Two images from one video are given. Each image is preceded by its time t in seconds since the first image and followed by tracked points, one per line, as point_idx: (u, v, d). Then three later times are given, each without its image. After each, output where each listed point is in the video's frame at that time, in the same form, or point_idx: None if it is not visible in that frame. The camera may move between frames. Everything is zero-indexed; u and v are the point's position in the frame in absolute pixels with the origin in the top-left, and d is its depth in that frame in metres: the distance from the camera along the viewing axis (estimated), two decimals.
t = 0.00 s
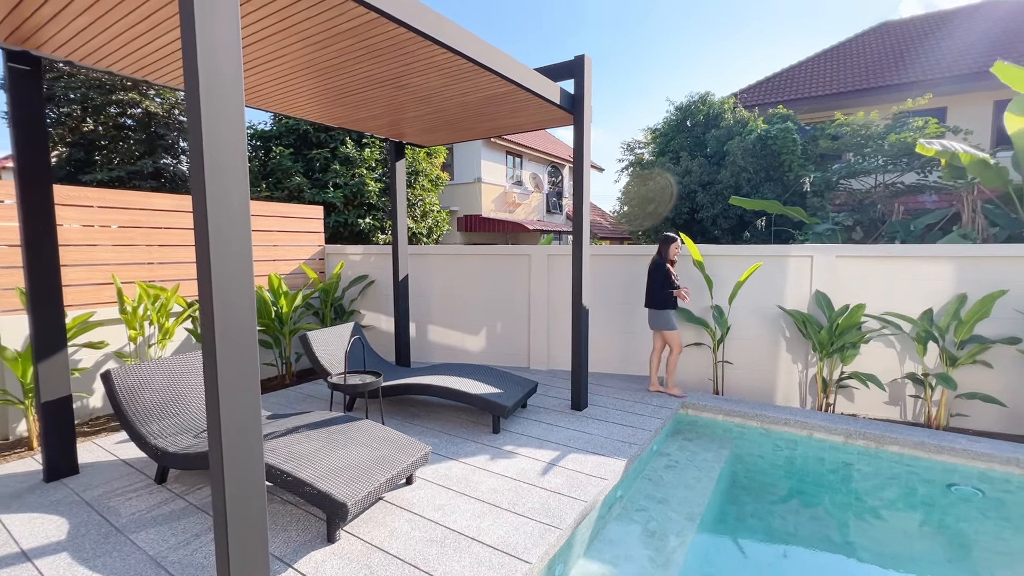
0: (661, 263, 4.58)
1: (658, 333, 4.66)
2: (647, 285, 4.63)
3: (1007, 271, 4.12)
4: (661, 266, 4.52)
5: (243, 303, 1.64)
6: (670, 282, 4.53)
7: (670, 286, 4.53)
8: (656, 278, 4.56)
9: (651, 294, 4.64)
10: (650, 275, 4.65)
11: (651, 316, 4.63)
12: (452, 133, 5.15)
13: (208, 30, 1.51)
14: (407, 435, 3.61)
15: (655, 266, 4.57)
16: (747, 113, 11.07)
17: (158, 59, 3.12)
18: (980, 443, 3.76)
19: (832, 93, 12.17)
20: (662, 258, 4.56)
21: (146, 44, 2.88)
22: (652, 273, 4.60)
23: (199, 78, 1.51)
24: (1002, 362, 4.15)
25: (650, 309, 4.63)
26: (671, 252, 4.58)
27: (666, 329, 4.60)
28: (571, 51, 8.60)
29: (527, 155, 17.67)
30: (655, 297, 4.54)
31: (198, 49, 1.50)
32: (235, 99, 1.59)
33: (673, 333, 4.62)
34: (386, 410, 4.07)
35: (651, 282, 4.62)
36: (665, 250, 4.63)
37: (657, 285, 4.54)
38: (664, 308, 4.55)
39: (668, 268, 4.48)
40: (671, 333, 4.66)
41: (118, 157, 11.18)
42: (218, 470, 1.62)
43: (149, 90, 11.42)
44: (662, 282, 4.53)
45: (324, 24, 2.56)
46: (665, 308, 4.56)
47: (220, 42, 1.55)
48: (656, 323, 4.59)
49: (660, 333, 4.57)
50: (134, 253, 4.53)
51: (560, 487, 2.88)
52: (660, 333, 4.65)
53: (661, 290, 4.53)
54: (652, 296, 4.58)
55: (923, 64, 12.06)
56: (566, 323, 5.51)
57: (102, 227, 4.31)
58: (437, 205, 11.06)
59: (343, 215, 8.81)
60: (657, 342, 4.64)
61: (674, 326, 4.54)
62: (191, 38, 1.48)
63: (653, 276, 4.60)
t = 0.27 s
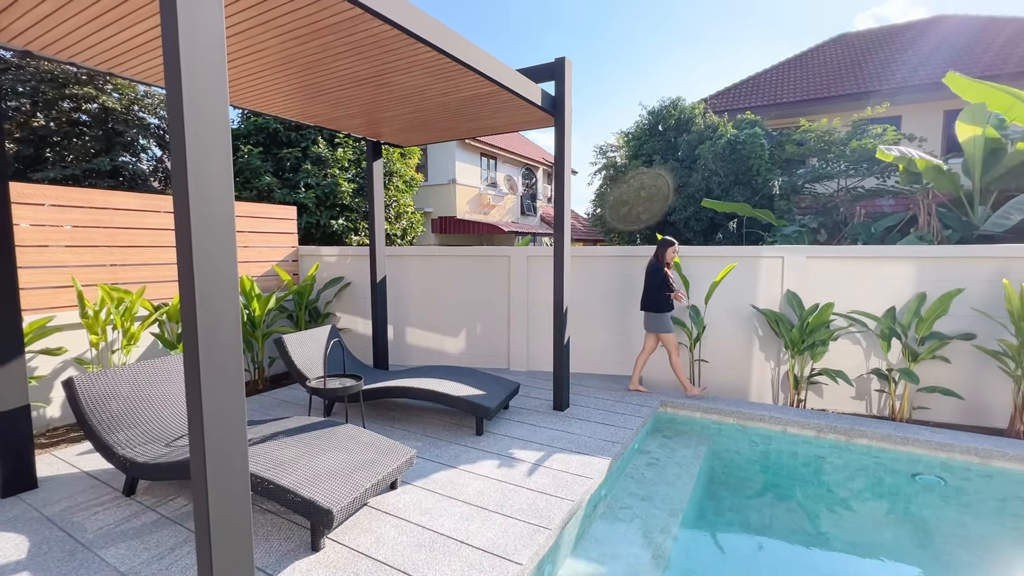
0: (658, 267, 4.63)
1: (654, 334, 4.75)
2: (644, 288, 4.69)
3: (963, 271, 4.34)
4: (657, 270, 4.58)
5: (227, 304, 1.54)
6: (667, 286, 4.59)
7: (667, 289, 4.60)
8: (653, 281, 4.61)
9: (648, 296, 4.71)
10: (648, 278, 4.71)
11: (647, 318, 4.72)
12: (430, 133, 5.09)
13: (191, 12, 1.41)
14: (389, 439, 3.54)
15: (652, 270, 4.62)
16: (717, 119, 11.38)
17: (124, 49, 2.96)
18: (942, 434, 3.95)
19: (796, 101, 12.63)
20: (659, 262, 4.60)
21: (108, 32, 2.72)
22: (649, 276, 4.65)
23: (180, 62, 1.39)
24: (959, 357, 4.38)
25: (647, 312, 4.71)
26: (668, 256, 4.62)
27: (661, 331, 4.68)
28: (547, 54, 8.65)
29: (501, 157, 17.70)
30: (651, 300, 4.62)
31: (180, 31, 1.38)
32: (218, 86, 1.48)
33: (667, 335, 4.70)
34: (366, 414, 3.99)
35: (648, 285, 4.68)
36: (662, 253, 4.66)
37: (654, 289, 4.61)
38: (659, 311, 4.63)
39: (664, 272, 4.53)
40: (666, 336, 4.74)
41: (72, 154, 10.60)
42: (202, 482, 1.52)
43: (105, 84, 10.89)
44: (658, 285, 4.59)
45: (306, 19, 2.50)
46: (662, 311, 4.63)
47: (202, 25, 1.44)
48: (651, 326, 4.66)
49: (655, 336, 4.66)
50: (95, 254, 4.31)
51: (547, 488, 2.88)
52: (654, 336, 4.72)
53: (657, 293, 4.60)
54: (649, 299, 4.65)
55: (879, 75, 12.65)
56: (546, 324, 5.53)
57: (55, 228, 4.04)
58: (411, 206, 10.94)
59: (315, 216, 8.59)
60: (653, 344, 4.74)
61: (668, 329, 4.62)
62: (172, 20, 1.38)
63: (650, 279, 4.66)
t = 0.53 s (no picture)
0: (658, 268, 4.59)
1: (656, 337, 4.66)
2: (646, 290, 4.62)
3: (921, 272, 4.55)
4: (658, 270, 4.54)
5: (197, 309, 1.45)
6: (669, 287, 4.54)
7: (670, 289, 4.54)
8: (654, 282, 4.55)
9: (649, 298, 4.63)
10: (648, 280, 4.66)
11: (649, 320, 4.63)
12: (405, 133, 5.01)
13: None
14: (365, 445, 3.45)
15: (652, 271, 4.58)
16: (686, 123, 11.60)
17: (79, 37, 2.79)
18: (904, 428, 4.12)
19: (762, 107, 13.04)
20: (658, 262, 4.57)
21: (62, 17, 2.56)
22: (649, 277, 4.61)
23: (146, 51, 1.29)
24: (918, 354, 4.58)
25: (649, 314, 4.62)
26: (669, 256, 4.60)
27: (663, 332, 4.61)
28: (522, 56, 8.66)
29: (475, 159, 17.66)
30: (653, 301, 4.54)
31: (146, 15, 1.29)
32: (187, 79, 1.39)
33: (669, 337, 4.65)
34: (340, 421, 3.87)
35: (650, 287, 4.62)
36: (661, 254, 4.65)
37: (655, 290, 4.55)
38: (662, 311, 4.55)
39: (666, 272, 4.50)
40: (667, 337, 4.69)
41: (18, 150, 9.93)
42: (170, 498, 1.44)
43: (56, 77, 10.16)
44: (659, 286, 4.54)
45: (278, 13, 2.41)
46: (664, 312, 4.55)
47: (170, 10, 1.35)
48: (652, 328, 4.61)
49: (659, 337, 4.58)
50: (46, 256, 4.05)
51: (528, 491, 2.85)
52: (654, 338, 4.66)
53: (659, 294, 4.54)
54: (651, 300, 4.58)
55: (839, 85, 13.19)
56: (523, 326, 5.51)
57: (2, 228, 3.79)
58: (383, 208, 10.77)
59: (284, 217, 8.32)
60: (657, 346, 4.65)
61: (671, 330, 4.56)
62: (136, 3, 1.28)
63: (650, 280, 4.61)
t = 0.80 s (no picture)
0: (657, 269, 4.56)
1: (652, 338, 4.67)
2: (643, 291, 4.61)
3: (883, 273, 4.72)
4: (656, 272, 4.51)
5: (157, 316, 1.35)
6: (667, 289, 4.53)
7: (666, 291, 4.53)
8: (650, 284, 4.54)
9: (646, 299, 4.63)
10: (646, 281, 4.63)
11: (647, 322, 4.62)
12: (377, 132, 4.90)
13: None
14: (338, 454, 3.33)
15: (650, 272, 4.55)
16: (657, 127, 11.71)
17: (23, 22, 2.59)
18: (870, 424, 4.26)
19: (729, 113, 13.36)
20: (657, 264, 4.54)
21: None
22: (647, 278, 4.58)
23: (98, 34, 1.18)
24: (881, 352, 4.76)
25: (645, 315, 4.63)
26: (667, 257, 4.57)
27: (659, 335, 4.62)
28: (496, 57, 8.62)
29: (447, 160, 17.50)
30: (650, 302, 4.54)
31: None
32: (146, 67, 1.28)
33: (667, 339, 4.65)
34: (311, 429, 3.73)
35: (647, 288, 4.60)
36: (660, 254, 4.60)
37: (652, 291, 4.54)
38: (659, 313, 4.56)
39: (664, 274, 4.47)
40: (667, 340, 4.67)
41: None
42: (127, 521, 1.32)
43: None
44: (657, 287, 4.52)
45: (246, 2, 2.29)
46: (660, 314, 4.56)
47: None
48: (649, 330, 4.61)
49: (656, 340, 4.59)
50: None
51: (508, 497, 2.80)
52: (650, 340, 4.66)
53: (657, 296, 4.54)
54: (648, 301, 4.57)
55: (800, 93, 13.68)
56: (499, 328, 5.46)
57: None
58: (354, 209, 10.53)
59: (249, 217, 8.02)
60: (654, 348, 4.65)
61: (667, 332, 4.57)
62: None
63: (648, 281, 4.58)
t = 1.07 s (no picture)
0: (657, 275, 4.58)
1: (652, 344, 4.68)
2: (643, 298, 4.62)
3: (851, 275, 4.86)
4: (657, 277, 4.52)
5: (117, 328, 1.22)
6: (667, 294, 4.54)
7: (666, 296, 4.54)
8: (651, 289, 4.55)
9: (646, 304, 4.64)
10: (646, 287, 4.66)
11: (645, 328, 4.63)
12: (351, 131, 4.76)
13: None
14: (312, 466, 3.19)
15: (651, 277, 4.57)
16: (630, 131, 11.74)
17: None
18: (841, 423, 4.37)
19: (699, 118, 13.63)
20: (659, 270, 4.55)
21: None
22: (647, 284, 4.60)
23: (49, 16, 1.06)
24: (849, 352, 4.90)
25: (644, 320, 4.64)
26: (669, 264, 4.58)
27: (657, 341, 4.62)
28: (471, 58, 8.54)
29: (419, 161, 17.28)
30: (649, 308, 4.55)
31: None
32: (104, 55, 1.16)
33: (669, 344, 4.64)
34: (283, 440, 3.57)
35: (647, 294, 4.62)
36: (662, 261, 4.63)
37: (653, 297, 4.55)
38: (658, 319, 4.58)
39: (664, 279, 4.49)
40: (667, 345, 4.67)
41: None
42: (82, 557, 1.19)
43: None
44: (656, 293, 4.54)
45: None
46: (660, 320, 4.56)
47: None
48: (649, 335, 4.61)
49: (655, 346, 4.58)
50: None
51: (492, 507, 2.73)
52: (650, 345, 4.64)
53: (656, 302, 4.55)
54: (647, 307, 4.59)
55: (766, 100, 14.10)
56: (477, 332, 5.38)
57: None
58: (324, 210, 10.25)
59: (214, 218, 7.69)
60: (653, 354, 4.64)
61: (665, 338, 4.57)
62: None
63: (648, 287, 4.60)
